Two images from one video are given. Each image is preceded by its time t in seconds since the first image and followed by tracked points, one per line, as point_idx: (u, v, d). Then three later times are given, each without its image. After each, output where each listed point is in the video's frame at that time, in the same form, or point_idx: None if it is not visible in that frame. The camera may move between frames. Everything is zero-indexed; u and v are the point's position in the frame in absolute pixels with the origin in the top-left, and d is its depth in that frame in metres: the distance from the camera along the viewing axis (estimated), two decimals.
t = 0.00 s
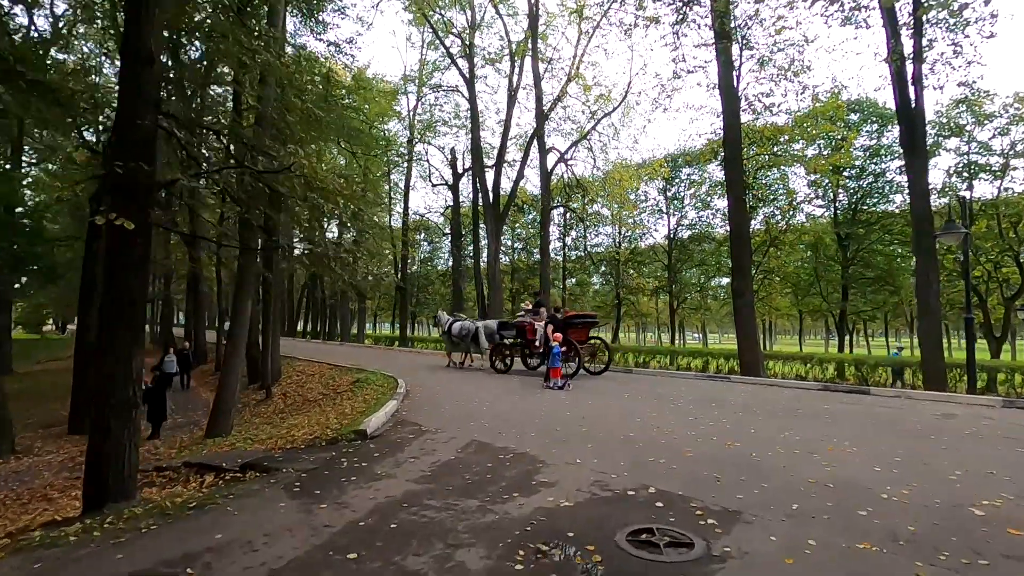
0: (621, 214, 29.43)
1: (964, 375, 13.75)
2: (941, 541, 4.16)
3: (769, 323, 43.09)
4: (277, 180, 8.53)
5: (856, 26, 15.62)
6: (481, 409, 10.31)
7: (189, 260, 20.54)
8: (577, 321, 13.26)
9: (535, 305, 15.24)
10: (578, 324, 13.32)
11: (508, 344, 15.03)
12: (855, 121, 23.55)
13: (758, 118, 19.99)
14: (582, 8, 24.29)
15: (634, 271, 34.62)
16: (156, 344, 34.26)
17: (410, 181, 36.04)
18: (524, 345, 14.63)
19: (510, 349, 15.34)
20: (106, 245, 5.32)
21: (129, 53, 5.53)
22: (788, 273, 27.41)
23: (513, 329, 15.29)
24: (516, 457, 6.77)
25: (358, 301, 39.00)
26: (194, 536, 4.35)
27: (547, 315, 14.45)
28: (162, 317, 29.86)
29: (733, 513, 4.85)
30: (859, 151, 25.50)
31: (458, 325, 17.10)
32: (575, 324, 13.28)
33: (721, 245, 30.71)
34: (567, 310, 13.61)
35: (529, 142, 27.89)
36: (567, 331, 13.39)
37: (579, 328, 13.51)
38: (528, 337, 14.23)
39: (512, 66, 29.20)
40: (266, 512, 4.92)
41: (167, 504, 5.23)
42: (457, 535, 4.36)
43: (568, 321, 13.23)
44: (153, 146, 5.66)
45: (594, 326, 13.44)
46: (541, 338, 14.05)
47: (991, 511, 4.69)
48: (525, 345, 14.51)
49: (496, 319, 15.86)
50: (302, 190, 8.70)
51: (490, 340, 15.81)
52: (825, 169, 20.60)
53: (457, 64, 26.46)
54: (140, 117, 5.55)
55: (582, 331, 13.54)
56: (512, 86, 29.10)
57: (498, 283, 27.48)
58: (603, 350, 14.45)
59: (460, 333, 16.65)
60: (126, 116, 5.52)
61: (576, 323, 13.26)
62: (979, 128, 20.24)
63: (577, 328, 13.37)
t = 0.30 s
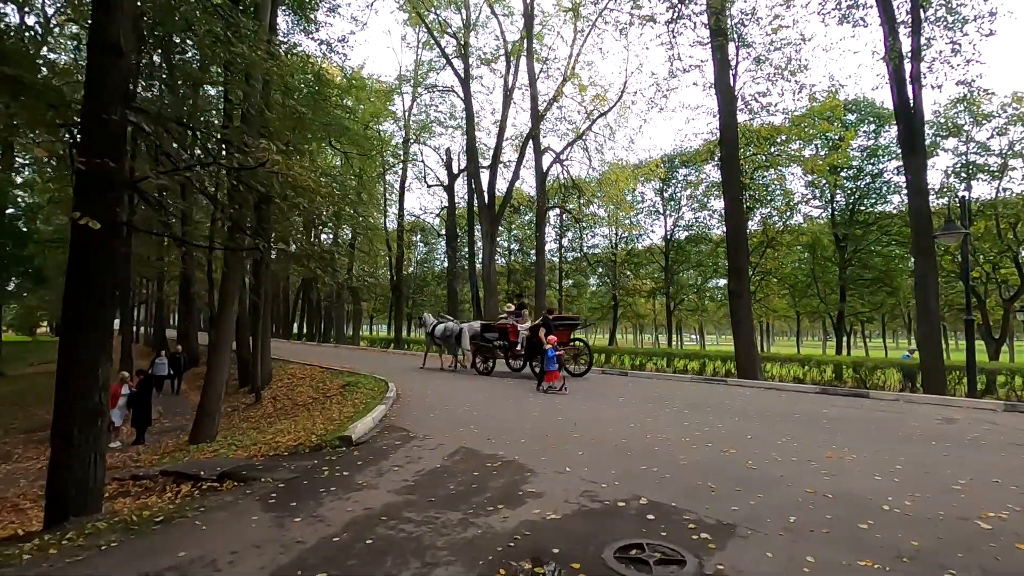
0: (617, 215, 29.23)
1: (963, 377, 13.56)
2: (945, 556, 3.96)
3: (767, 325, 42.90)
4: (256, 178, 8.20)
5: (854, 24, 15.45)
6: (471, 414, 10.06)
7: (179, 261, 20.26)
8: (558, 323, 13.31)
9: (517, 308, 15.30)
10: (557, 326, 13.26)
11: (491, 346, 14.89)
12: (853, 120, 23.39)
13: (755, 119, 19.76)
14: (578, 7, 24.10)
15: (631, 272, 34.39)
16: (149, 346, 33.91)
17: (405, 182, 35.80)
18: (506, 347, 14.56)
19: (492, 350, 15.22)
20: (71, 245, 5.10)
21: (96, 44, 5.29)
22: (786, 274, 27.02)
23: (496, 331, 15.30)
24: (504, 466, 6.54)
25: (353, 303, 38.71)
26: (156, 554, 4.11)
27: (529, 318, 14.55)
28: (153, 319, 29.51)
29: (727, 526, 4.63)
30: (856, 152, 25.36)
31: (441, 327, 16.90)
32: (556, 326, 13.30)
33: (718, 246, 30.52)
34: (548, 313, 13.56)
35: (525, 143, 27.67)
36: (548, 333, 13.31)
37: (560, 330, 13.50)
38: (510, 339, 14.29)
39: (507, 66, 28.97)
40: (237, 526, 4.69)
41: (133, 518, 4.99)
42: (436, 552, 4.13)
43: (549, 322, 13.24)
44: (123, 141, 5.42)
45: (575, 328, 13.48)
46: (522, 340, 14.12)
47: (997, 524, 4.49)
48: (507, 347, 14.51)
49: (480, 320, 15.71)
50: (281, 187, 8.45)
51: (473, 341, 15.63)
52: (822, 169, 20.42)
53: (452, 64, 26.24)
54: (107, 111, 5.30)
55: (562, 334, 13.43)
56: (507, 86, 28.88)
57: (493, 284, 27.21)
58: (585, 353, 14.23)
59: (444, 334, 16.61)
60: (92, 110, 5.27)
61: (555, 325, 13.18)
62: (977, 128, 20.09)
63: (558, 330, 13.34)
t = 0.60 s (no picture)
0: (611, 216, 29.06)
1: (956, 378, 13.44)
2: (938, 568, 3.79)
3: (761, 326, 42.81)
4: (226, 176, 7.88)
5: (848, 22, 15.35)
6: (458, 416, 9.86)
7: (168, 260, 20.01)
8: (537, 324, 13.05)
9: (498, 308, 15.43)
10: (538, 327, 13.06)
11: (472, 347, 14.88)
12: (847, 121, 23.30)
13: (748, 119, 19.63)
14: (572, 6, 23.95)
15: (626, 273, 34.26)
16: (139, 346, 33.57)
17: (399, 182, 35.58)
18: (486, 348, 14.65)
19: (473, 352, 15.21)
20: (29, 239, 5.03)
21: (58, 34, 5.15)
22: (780, 275, 27.27)
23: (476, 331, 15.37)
24: (486, 470, 6.34)
25: (346, 303, 38.46)
26: (109, 566, 3.89)
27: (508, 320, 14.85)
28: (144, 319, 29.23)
29: (712, 534, 4.44)
30: (851, 152, 25.29)
31: (423, 328, 16.86)
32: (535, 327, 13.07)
33: (712, 247, 30.42)
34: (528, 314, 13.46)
35: (518, 143, 27.51)
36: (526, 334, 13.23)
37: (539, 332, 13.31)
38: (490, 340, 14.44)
39: (501, 66, 28.74)
40: (198, 534, 4.47)
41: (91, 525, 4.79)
42: (406, 563, 3.94)
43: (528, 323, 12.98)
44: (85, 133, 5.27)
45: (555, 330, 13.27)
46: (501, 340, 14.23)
47: (990, 533, 4.32)
48: (486, 347, 14.61)
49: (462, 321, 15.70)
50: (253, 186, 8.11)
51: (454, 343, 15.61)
52: (817, 169, 20.29)
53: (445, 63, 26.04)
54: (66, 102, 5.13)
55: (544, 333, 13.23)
56: (501, 85, 28.66)
57: (486, 285, 27.00)
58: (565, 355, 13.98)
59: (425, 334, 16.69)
60: (52, 98, 5.10)
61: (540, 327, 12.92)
62: (971, 128, 20.01)
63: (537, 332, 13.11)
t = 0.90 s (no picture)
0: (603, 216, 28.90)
1: (947, 380, 13.34)
2: None
3: (755, 326, 42.78)
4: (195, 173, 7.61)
5: (838, 22, 15.27)
6: (440, 419, 9.65)
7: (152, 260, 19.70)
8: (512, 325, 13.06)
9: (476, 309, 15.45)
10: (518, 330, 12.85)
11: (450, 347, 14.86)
12: (839, 122, 23.24)
13: (740, 119, 19.53)
14: (563, 5, 23.78)
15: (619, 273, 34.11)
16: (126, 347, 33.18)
17: (391, 181, 35.33)
18: (463, 349, 14.63)
19: (451, 353, 15.16)
20: None
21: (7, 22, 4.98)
22: (772, 276, 27.18)
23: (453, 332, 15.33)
24: (463, 477, 6.15)
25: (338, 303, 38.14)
26: None
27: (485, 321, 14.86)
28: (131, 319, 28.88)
29: (690, 547, 4.26)
30: (842, 153, 25.26)
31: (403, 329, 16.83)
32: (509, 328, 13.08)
33: (704, 248, 30.35)
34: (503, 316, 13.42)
35: (510, 143, 27.32)
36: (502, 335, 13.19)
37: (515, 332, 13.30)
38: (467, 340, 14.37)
39: (493, 65, 28.51)
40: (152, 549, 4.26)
41: (42, 537, 4.60)
42: None
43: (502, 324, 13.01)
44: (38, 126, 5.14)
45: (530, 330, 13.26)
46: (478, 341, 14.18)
47: (977, 544, 4.18)
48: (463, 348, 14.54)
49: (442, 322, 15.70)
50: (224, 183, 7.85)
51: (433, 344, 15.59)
52: (808, 170, 20.20)
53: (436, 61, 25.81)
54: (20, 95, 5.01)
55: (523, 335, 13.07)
56: (493, 85, 28.44)
57: (478, 285, 26.77)
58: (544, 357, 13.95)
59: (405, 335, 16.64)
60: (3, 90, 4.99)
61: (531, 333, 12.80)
62: (962, 129, 19.98)
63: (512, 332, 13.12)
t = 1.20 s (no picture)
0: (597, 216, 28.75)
1: (940, 382, 13.22)
2: None
3: (748, 327, 42.71)
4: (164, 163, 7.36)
5: (832, 21, 15.14)
6: (423, 422, 9.43)
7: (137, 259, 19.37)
8: (489, 326, 13.00)
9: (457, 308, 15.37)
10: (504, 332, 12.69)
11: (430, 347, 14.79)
12: (832, 122, 23.15)
13: (733, 118, 19.41)
14: (557, 4, 23.60)
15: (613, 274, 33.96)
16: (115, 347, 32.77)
17: (383, 180, 35.07)
18: (442, 349, 14.53)
19: (430, 352, 15.08)
20: None
21: None
22: (766, 277, 27.08)
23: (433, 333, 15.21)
24: (442, 482, 5.94)
25: (330, 304, 37.81)
26: None
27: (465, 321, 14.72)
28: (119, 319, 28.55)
29: (672, 557, 4.07)
30: (836, 154, 25.20)
31: (386, 329, 16.77)
32: (487, 328, 13.04)
33: (698, 249, 30.23)
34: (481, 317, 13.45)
35: (503, 142, 27.12)
36: (479, 336, 13.18)
37: (493, 333, 13.22)
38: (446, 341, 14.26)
39: (486, 64, 28.27)
40: (104, 562, 4.03)
41: None
42: None
43: (479, 325, 12.99)
44: None
45: (508, 331, 13.18)
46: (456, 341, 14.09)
47: (972, 554, 4.00)
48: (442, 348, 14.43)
49: (421, 323, 15.63)
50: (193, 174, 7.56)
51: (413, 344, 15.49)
52: (802, 169, 20.07)
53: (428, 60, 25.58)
54: None
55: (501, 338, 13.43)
56: (485, 84, 28.21)
57: (470, 285, 26.53)
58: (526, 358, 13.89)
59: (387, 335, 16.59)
60: None
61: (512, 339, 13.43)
62: (955, 130, 19.94)
63: (489, 333, 13.07)
